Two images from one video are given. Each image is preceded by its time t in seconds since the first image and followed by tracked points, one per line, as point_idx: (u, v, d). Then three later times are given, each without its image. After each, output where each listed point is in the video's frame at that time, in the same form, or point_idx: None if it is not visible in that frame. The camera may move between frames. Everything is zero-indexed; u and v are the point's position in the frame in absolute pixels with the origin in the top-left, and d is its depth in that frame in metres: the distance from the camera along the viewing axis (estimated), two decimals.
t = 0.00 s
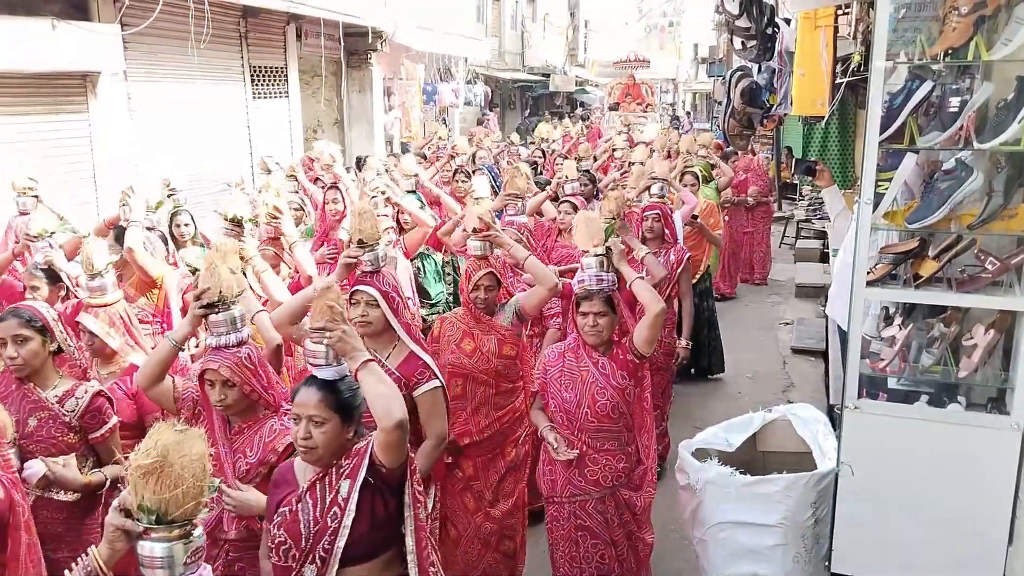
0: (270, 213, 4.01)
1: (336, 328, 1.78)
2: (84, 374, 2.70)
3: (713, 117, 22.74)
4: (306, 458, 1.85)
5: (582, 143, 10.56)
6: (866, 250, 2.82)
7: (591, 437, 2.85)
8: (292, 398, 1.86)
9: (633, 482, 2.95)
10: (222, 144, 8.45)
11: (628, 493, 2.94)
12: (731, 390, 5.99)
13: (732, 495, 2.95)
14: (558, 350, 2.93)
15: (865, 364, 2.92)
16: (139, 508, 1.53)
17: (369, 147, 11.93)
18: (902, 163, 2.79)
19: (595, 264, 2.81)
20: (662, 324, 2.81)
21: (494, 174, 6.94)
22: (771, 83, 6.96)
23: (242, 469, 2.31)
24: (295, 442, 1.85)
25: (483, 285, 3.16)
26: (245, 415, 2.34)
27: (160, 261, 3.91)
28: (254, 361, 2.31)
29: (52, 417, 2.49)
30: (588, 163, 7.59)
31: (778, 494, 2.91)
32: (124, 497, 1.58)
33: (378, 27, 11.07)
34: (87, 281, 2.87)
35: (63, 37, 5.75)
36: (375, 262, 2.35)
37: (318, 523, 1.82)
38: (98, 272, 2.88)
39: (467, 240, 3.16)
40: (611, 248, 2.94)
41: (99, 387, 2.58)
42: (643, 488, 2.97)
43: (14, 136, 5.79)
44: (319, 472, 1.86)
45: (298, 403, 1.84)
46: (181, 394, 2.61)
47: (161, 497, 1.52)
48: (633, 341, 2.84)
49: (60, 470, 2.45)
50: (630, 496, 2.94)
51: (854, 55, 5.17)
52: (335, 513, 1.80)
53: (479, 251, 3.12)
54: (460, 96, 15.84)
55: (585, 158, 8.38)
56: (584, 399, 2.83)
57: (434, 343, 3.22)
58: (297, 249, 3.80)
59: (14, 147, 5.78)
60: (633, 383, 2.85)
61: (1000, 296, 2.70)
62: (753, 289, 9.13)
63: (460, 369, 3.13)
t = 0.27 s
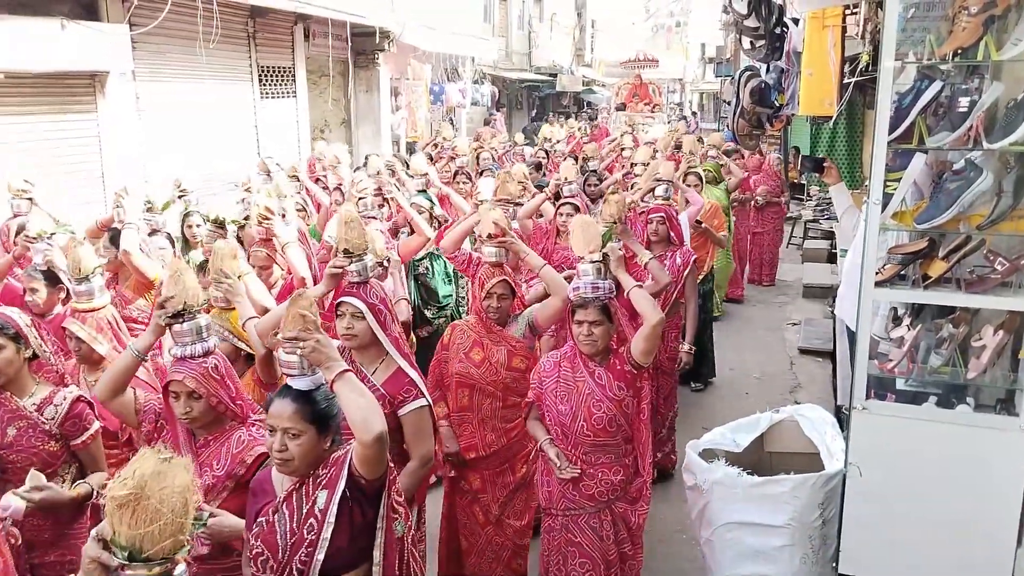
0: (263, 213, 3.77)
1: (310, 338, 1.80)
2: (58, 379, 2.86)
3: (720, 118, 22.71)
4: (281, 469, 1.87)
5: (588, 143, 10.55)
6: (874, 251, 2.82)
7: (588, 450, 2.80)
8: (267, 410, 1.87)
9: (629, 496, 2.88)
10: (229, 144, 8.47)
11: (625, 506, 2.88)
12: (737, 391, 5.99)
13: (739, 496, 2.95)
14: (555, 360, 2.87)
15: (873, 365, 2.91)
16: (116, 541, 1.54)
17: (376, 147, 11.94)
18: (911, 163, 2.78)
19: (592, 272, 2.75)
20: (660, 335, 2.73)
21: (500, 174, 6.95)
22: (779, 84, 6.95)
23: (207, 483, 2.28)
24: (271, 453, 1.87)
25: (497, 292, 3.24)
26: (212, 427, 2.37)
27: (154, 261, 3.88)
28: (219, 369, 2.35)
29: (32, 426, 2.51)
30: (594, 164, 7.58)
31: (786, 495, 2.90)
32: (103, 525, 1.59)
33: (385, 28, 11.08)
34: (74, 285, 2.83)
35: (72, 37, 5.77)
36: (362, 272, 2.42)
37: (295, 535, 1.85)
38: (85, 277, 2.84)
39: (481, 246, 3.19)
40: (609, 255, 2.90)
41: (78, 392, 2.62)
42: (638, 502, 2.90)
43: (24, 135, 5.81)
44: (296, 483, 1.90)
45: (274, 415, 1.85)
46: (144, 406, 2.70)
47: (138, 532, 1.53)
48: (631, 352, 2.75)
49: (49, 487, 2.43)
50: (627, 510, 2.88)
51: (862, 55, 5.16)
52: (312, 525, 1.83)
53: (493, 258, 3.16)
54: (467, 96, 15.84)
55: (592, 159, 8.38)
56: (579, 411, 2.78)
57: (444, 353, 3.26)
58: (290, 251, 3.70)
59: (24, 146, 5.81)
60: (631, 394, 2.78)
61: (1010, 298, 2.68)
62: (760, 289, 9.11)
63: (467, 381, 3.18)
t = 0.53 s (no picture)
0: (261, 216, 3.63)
1: (305, 353, 1.79)
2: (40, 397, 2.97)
3: (727, 118, 22.66)
4: (277, 487, 1.88)
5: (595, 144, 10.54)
6: (883, 253, 2.81)
7: (583, 467, 2.76)
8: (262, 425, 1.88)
9: (621, 519, 2.80)
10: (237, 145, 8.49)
11: (615, 531, 2.80)
12: (744, 392, 5.97)
13: (747, 498, 2.95)
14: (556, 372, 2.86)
15: (881, 366, 2.89)
16: None
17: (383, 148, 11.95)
18: (920, 164, 2.79)
19: (592, 282, 2.72)
20: (659, 351, 2.61)
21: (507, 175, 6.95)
22: (787, 84, 6.94)
23: (181, 492, 2.28)
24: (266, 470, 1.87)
25: (507, 297, 3.23)
26: (182, 436, 2.32)
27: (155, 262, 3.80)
28: (188, 376, 2.28)
29: (7, 445, 2.56)
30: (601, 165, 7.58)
31: (794, 497, 2.90)
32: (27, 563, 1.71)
33: (392, 28, 11.09)
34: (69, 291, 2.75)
35: (80, 38, 5.79)
36: (351, 279, 2.42)
37: (288, 555, 1.87)
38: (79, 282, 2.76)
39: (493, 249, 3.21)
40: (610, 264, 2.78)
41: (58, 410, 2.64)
42: (631, 527, 2.79)
43: (33, 136, 5.83)
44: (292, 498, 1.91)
45: (270, 431, 1.85)
46: (108, 415, 2.56)
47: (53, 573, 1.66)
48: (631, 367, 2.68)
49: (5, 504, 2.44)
50: (617, 535, 2.80)
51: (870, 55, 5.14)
52: (306, 545, 1.84)
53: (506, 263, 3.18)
54: (474, 97, 15.83)
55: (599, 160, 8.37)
56: (573, 427, 2.75)
57: (456, 358, 3.31)
58: (287, 256, 3.58)
59: (32, 146, 5.83)
60: (629, 413, 2.71)
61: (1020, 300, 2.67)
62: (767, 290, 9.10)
63: (477, 388, 3.20)
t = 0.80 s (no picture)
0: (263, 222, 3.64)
1: (318, 367, 1.78)
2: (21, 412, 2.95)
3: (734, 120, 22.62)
4: (280, 506, 1.88)
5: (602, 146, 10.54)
6: (890, 257, 2.79)
7: (580, 482, 2.68)
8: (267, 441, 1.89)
9: (618, 537, 2.72)
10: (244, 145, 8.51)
11: (613, 549, 2.72)
12: (751, 394, 5.97)
13: (754, 500, 2.95)
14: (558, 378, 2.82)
15: (889, 369, 2.87)
16: None
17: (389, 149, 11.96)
18: (929, 166, 2.77)
19: (589, 286, 2.68)
20: (654, 364, 2.54)
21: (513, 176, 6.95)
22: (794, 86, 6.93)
23: (161, 510, 2.27)
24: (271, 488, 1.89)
25: (505, 307, 3.25)
26: (160, 450, 2.31)
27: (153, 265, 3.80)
28: (162, 392, 2.24)
29: None
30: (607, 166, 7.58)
31: (801, 500, 2.90)
32: None
33: (399, 30, 11.09)
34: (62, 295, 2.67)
35: (89, 39, 5.81)
36: (337, 288, 2.44)
37: None
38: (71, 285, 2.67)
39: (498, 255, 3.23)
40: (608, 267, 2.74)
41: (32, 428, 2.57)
42: (630, 545, 2.71)
43: (43, 135, 5.86)
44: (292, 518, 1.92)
45: (275, 447, 1.87)
46: (83, 431, 2.55)
47: None
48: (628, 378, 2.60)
49: None
50: (615, 553, 2.72)
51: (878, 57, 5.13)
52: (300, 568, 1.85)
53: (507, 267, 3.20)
54: (481, 98, 15.84)
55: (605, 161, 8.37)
56: (570, 439, 2.69)
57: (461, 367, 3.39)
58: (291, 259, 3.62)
59: (42, 146, 5.85)
60: (628, 426, 2.64)
61: None
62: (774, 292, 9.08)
63: (474, 399, 3.28)
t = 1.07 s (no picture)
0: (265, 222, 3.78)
1: (318, 384, 1.74)
2: None
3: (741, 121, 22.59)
4: (277, 536, 1.81)
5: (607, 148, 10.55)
6: (897, 256, 2.80)
7: (573, 494, 2.61)
8: (264, 466, 1.82)
9: (612, 550, 2.65)
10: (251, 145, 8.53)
11: (607, 562, 2.66)
12: (756, 396, 5.96)
13: (760, 501, 2.96)
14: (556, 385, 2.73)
15: (895, 371, 2.85)
16: None
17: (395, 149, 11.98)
18: (936, 168, 2.76)
19: (581, 295, 2.53)
20: (644, 378, 2.44)
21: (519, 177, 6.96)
22: (801, 87, 6.92)
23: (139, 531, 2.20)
24: (267, 515, 1.82)
25: (493, 321, 3.11)
26: (138, 469, 2.24)
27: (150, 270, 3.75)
28: (141, 409, 2.18)
29: None
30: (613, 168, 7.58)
31: (807, 501, 2.90)
32: None
33: (405, 30, 11.10)
34: (52, 301, 2.64)
35: (96, 39, 5.83)
36: (320, 298, 2.42)
37: None
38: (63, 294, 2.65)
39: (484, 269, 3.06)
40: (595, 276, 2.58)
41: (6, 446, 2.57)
42: (623, 558, 2.65)
43: (51, 135, 5.88)
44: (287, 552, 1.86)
45: (270, 473, 1.80)
46: (59, 448, 2.50)
47: None
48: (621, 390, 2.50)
49: None
50: (608, 567, 2.66)
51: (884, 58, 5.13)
52: None
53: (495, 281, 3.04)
54: (486, 99, 15.85)
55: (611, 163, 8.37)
56: (563, 450, 2.63)
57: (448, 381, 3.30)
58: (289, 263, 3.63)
59: (48, 147, 5.86)
60: (622, 438, 2.56)
61: None
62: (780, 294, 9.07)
63: (460, 415, 3.16)
